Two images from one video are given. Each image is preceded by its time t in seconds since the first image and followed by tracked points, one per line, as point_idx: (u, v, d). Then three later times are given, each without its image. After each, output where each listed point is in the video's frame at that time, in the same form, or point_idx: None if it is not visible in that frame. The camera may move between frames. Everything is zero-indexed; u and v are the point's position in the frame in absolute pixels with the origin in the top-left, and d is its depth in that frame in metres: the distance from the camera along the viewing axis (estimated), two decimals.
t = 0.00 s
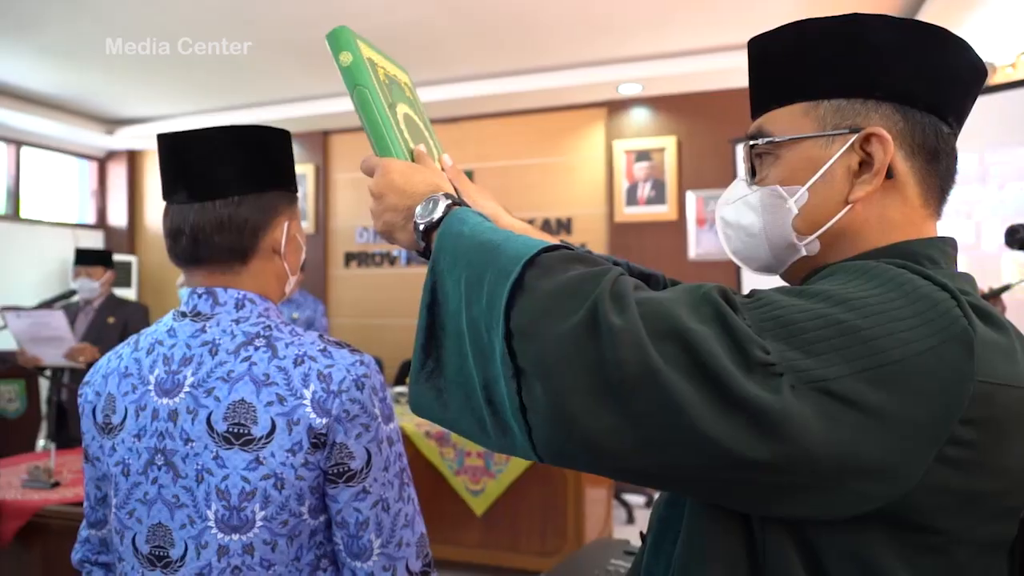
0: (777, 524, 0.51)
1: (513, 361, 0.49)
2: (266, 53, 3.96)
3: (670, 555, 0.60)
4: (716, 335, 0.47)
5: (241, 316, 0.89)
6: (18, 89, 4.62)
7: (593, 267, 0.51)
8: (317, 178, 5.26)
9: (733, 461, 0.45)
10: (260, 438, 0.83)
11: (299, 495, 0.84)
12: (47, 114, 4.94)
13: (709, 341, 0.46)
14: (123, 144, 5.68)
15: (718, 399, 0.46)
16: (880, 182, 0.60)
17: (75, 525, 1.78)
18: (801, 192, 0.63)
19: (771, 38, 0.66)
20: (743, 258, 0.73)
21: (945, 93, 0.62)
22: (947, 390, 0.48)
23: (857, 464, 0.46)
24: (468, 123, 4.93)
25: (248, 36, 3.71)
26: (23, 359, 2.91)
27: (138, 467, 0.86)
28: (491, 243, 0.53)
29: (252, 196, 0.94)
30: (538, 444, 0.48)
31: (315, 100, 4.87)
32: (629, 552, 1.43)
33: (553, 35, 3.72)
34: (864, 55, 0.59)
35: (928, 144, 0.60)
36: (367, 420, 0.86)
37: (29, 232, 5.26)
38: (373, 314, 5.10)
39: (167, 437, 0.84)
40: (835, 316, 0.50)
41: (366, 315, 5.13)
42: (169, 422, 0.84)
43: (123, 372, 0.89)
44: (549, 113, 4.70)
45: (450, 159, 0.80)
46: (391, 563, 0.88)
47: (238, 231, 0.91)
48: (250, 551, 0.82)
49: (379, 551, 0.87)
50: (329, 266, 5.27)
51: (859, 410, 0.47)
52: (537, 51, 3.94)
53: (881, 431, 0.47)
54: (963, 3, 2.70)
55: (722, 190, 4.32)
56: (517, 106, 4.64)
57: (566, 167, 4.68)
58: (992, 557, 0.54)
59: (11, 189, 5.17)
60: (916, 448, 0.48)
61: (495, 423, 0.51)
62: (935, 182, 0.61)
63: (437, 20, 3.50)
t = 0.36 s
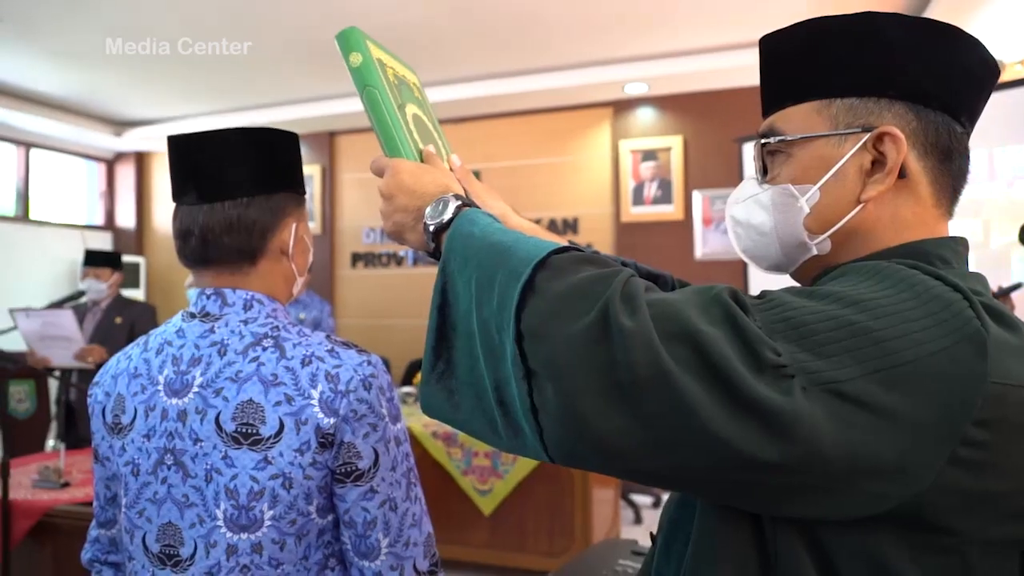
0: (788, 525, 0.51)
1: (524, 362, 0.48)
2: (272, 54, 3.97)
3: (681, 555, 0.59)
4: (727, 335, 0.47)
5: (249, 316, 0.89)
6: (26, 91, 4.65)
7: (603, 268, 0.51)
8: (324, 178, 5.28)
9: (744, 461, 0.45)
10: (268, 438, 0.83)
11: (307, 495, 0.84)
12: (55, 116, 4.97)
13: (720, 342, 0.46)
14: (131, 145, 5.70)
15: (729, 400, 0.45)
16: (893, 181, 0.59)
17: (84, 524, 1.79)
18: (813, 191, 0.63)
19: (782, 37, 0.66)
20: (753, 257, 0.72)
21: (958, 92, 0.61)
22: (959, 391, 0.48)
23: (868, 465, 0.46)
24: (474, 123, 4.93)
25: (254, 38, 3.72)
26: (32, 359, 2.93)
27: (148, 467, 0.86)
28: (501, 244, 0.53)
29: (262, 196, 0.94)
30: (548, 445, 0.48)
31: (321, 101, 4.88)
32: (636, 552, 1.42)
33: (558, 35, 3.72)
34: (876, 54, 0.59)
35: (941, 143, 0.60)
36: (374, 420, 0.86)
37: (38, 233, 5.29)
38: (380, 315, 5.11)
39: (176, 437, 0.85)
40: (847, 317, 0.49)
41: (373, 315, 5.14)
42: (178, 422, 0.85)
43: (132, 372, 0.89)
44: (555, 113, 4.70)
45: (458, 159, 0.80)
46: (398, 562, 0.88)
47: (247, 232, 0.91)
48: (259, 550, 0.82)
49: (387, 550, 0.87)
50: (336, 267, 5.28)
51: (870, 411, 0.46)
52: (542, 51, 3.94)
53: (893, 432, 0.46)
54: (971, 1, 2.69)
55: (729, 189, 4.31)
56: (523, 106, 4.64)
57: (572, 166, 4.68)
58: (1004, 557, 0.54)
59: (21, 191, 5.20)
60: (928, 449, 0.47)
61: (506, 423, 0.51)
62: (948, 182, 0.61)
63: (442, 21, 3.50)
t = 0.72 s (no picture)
0: (804, 520, 0.50)
1: (538, 355, 0.48)
2: (282, 52, 3.98)
3: (697, 551, 0.59)
4: (743, 326, 0.47)
5: (261, 312, 0.89)
6: (41, 92, 4.69)
7: (618, 260, 0.50)
8: (335, 176, 5.29)
9: (760, 454, 0.45)
10: (281, 432, 0.83)
11: (320, 489, 0.84)
12: (69, 116, 5.01)
13: (737, 334, 0.45)
14: (144, 145, 5.75)
15: (746, 392, 0.45)
16: (912, 172, 0.59)
17: (100, 520, 1.81)
18: (829, 182, 0.62)
19: (798, 25, 0.65)
20: (767, 249, 0.72)
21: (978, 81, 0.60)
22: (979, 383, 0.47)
23: (887, 457, 0.46)
24: (484, 120, 4.92)
25: (265, 36, 3.74)
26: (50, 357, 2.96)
27: (162, 461, 0.87)
28: (514, 236, 0.52)
29: (272, 193, 0.94)
30: (562, 438, 0.48)
31: (332, 99, 4.89)
32: (649, 547, 1.42)
33: (568, 31, 3.70)
34: (895, 42, 0.58)
35: (961, 133, 0.59)
36: (386, 414, 0.86)
37: (53, 232, 5.34)
38: (391, 312, 5.12)
39: (190, 432, 0.85)
40: (866, 309, 0.49)
41: (385, 312, 5.15)
42: (192, 417, 0.85)
43: (146, 368, 0.90)
44: (566, 109, 4.69)
45: (469, 154, 0.80)
46: (411, 556, 0.88)
47: (258, 227, 0.91)
48: (272, 544, 0.82)
49: (399, 544, 0.87)
50: (348, 264, 5.30)
51: (889, 403, 0.46)
52: (552, 47, 3.93)
53: (912, 424, 0.46)
54: None
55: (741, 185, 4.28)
56: (533, 102, 4.63)
57: (583, 162, 4.66)
58: None
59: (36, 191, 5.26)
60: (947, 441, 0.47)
61: (520, 417, 0.51)
62: (967, 172, 0.60)
63: (452, 17, 3.50)
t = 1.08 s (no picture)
0: (827, 516, 0.50)
1: (557, 350, 0.48)
2: (299, 51, 4.00)
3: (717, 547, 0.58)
4: (766, 320, 0.46)
5: (281, 308, 0.90)
6: (63, 92, 4.76)
7: (637, 254, 0.50)
8: (353, 174, 5.32)
9: (782, 448, 0.44)
10: (301, 428, 0.84)
11: (339, 484, 0.85)
12: (92, 116, 5.08)
13: (759, 328, 0.45)
14: (164, 144, 5.81)
15: (768, 387, 0.45)
16: (936, 164, 0.58)
17: (124, 514, 1.84)
18: (852, 175, 0.61)
19: (819, 16, 0.64)
20: (789, 244, 0.71)
21: (1006, 70, 0.59)
22: (1005, 376, 0.46)
23: (911, 452, 0.45)
24: (501, 116, 4.91)
25: (282, 35, 3.76)
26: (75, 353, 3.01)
27: (185, 456, 0.87)
28: (532, 230, 0.52)
29: (291, 189, 0.94)
30: (581, 433, 0.48)
31: (348, 97, 4.91)
32: (668, 544, 1.41)
33: (583, 26, 3.69)
34: (919, 33, 0.57)
35: (986, 125, 0.58)
36: (405, 410, 0.87)
37: (77, 230, 5.42)
38: (409, 308, 5.14)
39: (212, 427, 0.86)
40: (891, 301, 0.48)
41: (403, 309, 5.17)
42: (213, 413, 0.86)
43: (168, 363, 0.91)
44: (583, 105, 4.67)
45: (487, 149, 0.80)
46: (430, 552, 0.88)
47: (277, 224, 0.92)
48: (293, 538, 0.83)
49: (418, 540, 0.87)
50: (365, 261, 5.33)
51: (913, 397, 0.45)
52: (568, 42, 3.91)
53: (937, 418, 0.45)
54: None
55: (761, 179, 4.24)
56: (550, 98, 4.62)
57: (600, 158, 4.65)
58: None
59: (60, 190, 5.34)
60: (973, 435, 0.46)
61: (538, 412, 0.51)
62: (993, 164, 0.59)
63: (467, 14, 3.50)
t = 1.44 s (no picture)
0: (858, 516, 0.49)
1: (585, 347, 0.48)
2: (323, 53, 4.04)
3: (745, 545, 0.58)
4: (796, 317, 0.46)
5: (310, 308, 0.91)
6: (94, 96, 4.85)
7: (665, 250, 0.50)
8: (376, 174, 5.36)
9: (814, 447, 0.44)
10: (330, 426, 0.85)
11: (368, 483, 0.86)
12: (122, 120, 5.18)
13: (789, 325, 0.45)
14: (191, 146, 5.90)
15: (800, 385, 0.44)
16: (969, 159, 0.57)
17: (155, 510, 1.87)
18: (882, 171, 0.60)
19: (851, 8, 0.63)
20: (816, 241, 0.70)
21: None
22: None
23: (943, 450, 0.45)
24: (524, 115, 4.91)
25: (306, 37, 3.80)
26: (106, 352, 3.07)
27: (218, 454, 0.89)
28: (560, 228, 0.52)
29: (321, 190, 0.95)
30: (610, 431, 0.48)
31: (371, 98, 4.95)
32: (694, 544, 1.40)
33: (606, 24, 3.67)
34: (952, 24, 0.56)
35: None
36: (432, 410, 0.87)
37: (108, 232, 5.53)
38: (432, 308, 5.17)
39: (244, 426, 0.87)
40: (924, 297, 0.47)
41: (427, 308, 5.20)
42: (245, 412, 0.87)
43: (200, 363, 0.92)
44: (606, 103, 4.66)
45: (512, 148, 0.80)
46: (456, 551, 0.89)
47: (307, 225, 0.93)
48: (323, 535, 0.84)
49: (445, 538, 0.88)
50: (389, 261, 5.36)
51: (946, 394, 0.45)
52: (591, 40, 3.90)
53: (970, 415, 0.45)
54: None
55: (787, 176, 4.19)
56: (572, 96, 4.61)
57: (624, 157, 4.63)
58: None
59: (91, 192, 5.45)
60: (1007, 433, 0.45)
61: (566, 409, 0.51)
62: None
63: (489, 14, 3.50)
